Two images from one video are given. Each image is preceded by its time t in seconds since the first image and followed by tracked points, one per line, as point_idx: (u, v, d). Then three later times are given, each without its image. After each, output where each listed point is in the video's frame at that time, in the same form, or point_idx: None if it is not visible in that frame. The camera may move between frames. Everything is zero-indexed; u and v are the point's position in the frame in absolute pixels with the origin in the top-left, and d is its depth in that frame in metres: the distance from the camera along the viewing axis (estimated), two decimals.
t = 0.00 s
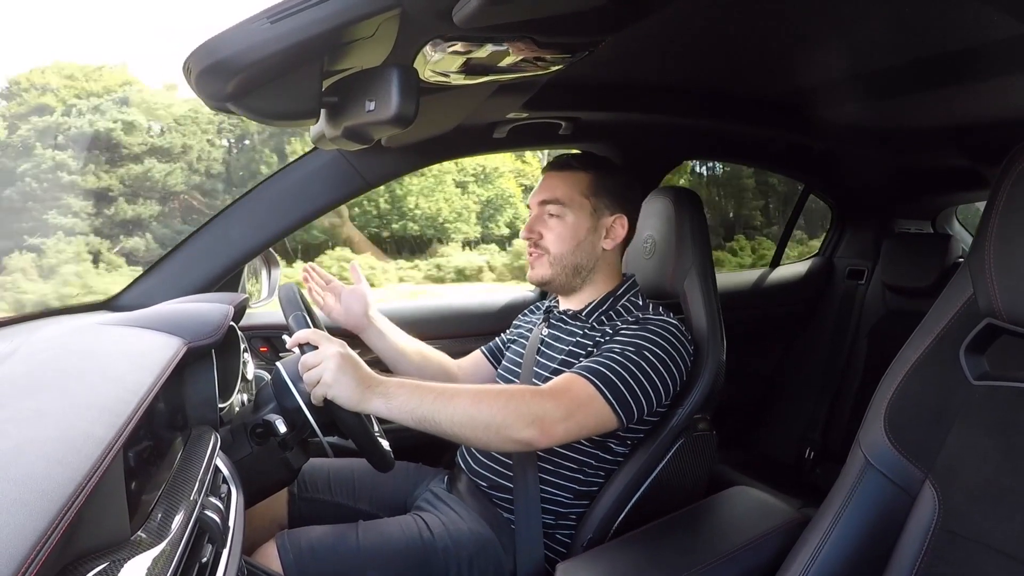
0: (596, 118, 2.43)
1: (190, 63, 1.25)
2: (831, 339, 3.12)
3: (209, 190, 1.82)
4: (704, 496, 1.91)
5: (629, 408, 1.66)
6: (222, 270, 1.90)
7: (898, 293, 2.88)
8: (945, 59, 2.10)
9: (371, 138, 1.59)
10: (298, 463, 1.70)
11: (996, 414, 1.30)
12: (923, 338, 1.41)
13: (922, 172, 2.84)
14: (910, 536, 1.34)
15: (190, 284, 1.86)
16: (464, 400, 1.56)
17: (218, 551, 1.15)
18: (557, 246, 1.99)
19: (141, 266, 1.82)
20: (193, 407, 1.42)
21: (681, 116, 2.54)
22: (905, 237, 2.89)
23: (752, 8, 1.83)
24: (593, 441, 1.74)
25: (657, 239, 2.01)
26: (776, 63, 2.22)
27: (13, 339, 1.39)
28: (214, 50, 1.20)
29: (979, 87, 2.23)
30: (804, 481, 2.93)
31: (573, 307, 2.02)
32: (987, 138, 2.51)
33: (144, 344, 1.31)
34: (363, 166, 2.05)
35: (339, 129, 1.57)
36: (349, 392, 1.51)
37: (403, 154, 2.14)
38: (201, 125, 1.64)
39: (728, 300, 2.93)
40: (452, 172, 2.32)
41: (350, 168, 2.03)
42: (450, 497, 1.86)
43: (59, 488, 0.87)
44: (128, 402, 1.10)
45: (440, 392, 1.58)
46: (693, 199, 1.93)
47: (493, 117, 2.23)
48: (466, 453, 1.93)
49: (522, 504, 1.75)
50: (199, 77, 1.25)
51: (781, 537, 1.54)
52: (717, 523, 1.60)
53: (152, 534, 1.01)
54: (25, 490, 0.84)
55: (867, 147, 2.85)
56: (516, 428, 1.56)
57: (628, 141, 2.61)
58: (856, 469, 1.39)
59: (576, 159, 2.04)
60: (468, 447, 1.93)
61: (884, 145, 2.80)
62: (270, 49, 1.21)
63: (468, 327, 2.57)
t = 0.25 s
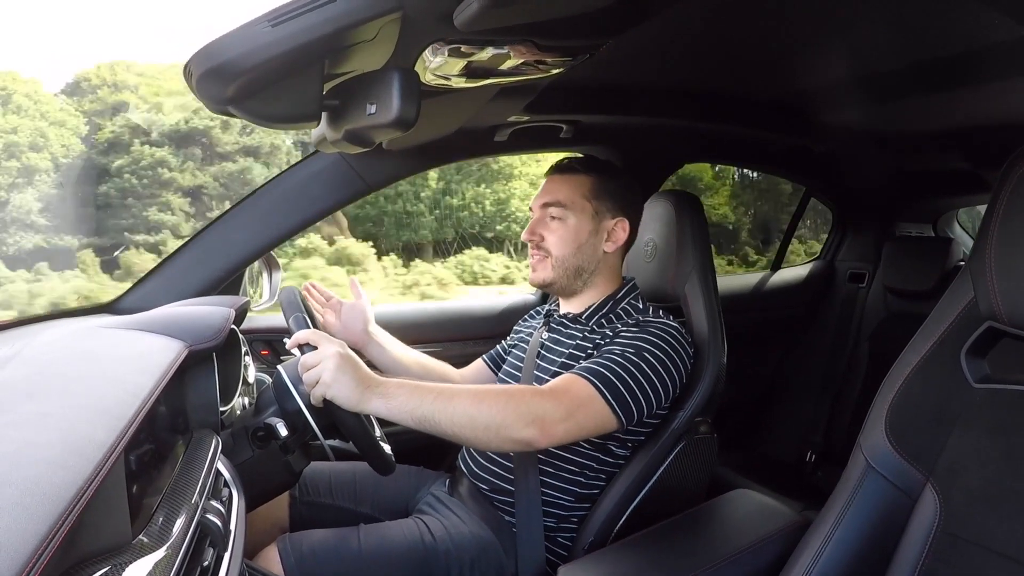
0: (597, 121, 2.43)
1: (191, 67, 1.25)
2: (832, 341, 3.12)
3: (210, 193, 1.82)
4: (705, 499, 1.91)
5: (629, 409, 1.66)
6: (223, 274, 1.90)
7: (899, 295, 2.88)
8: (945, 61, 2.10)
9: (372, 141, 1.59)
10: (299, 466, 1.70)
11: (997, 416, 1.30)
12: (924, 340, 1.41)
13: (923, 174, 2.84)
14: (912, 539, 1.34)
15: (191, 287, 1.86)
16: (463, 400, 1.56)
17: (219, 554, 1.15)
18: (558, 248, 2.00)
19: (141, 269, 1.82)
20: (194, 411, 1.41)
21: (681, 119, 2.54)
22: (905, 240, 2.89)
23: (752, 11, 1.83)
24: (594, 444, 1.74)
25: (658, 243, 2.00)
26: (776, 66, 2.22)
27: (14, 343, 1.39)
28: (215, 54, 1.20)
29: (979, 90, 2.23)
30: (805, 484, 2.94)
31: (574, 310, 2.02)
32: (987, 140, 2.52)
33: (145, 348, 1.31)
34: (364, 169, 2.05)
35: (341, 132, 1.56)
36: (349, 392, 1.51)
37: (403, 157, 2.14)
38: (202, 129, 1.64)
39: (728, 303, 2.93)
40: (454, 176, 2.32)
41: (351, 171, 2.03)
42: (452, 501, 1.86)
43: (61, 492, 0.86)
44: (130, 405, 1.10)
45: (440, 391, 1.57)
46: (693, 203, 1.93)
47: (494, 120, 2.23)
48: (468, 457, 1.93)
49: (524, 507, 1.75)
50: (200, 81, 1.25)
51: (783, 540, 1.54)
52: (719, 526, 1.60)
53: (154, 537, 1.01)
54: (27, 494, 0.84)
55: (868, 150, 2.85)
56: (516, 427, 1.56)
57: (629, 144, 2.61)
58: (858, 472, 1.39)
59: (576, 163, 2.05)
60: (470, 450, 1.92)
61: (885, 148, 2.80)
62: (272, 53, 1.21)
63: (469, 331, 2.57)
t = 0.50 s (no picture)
0: (599, 121, 2.43)
1: (191, 68, 1.25)
2: (833, 340, 3.12)
3: (212, 196, 1.82)
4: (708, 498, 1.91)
5: (631, 407, 1.66)
6: (225, 274, 1.89)
7: (900, 294, 2.89)
8: (946, 60, 2.10)
9: (374, 142, 1.59)
10: (302, 466, 1.70)
11: (1000, 414, 1.30)
12: (926, 338, 1.41)
13: (925, 172, 2.84)
14: (915, 537, 1.34)
15: (193, 288, 1.86)
16: (464, 396, 1.56)
17: (222, 555, 1.15)
18: (561, 245, 2.00)
19: (142, 270, 1.82)
20: (196, 412, 1.41)
21: (683, 118, 2.54)
22: (907, 239, 2.89)
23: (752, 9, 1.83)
24: (597, 443, 1.74)
25: (660, 242, 2.00)
26: (777, 65, 2.22)
27: (16, 344, 1.39)
28: (215, 55, 1.20)
29: (980, 88, 2.23)
30: (807, 483, 2.94)
31: (576, 309, 2.02)
32: (988, 138, 2.51)
33: (148, 348, 1.31)
34: (366, 170, 2.05)
35: (342, 132, 1.56)
36: (349, 388, 1.51)
37: (404, 157, 2.14)
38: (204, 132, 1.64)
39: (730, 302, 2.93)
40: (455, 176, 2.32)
41: (353, 172, 2.03)
42: (455, 501, 1.86)
43: (63, 493, 0.86)
44: (132, 406, 1.10)
45: (441, 388, 1.57)
46: (695, 202, 1.93)
47: (496, 120, 2.23)
48: (470, 457, 1.93)
49: (526, 507, 1.75)
50: (201, 82, 1.25)
51: (786, 539, 1.54)
52: (721, 525, 1.60)
53: (157, 538, 1.01)
54: (29, 495, 0.84)
55: (869, 149, 2.85)
56: (516, 424, 1.55)
57: (630, 143, 2.60)
58: (860, 470, 1.39)
59: (578, 163, 2.05)
60: (473, 450, 1.92)
61: (886, 146, 2.80)
62: (272, 54, 1.21)
63: (471, 331, 2.57)
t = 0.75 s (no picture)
0: (601, 119, 2.43)
1: (195, 66, 1.25)
2: (836, 340, 3.11)
3: (215, 194, 1.82)
4: (709, 498, 1.91)
5: (634, 408, 1.66)
6: (227, 272, 1.90)
7: (903, 293, 2.88)
8: (951, 59, 2.09)
9: (376, 140, 1.59)
10: (304, 465, 1.70)
11: (1003, 415, 1.30)
12: (929, 338, 1.41)
13: (929, 172, 2.83)
14: (917, 538, 1.33)
15: (195, 286, 1.87)
16: (468, 397, 1.56)
17: (224, 553, 1.15)
18: (564, 244, 2.00)
19: (146, 268, 1.82)
20: (199, 410, 1.41)
21: (686, 117, 2.54)
22: (909, 239, 2.88)
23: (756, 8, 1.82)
24: (599, 442, 1.74)
25: (664, 241, 2.00)
26: (781, 64, 2.21)
27: (19, 341, 1.39)
28: (219, 53, 1.20)
29: (986, 87, 2.22)
30: (809, 482, 2.94)
31: (579, 309, 2.02)
32: (992, 138, 2.51)
33: (151, 346, 1.32)
34: (368, 169, 2.05)
35: (344, 131, 1.56)
36: (354, 390, 1.51)
37: (406, 156, 2.14)
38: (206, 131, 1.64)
39: (733, 301, 2.92)
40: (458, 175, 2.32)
41: (355, 170, 2.03)
42: (457, 500, 1.86)
43: (65, 491, 0.87)
44: (134, 404, 1.10)
45: (445, 389, 1.58)
46: (699, 202, 1.92)
47: (498, 118, 2.23)
48: (472, 456, 1.93)
49: (528, 506, 1.75)
50: (204, 80, 1.25)
51: (788, 539, 1.54)
52: (723, 525, 1.59)
53: (159, 536, 1.01)
54: (31, 493, 0.84)
55: (873, 148, 2.84)
56: (521, 426, 1.56)
57: (633, 142, 2.60)
58: (862, 471, 1.39)
59: (581, 162, 2.04)
60: (474, 448, 1.93)
61: (890, 146, 2.79)
62: (275, 52, 1.21)
63: (474, 330, 2.57)
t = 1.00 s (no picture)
0: (602, 121, 2.43)
1: (196, 66, 1.25)
2: (835, 342, 3.11)
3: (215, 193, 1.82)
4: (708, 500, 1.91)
5: (634, 410, 1.66)
6: (227, 271, 1.90)
7: (902, 296, 2.88)
8: (952, 62, 2.09)
9: (377, 140, 1.59)
10: (303, 464, 1.70)
11: (1002, 419, 1.30)
12: (928, 342, 1.41)
13: (929, 175, 2.83)
14: (915, 541, 1.33)
15: (195, 285, 1.87)
16: (468, 401, 1.56)
17: (223, 552, 1.15)
18: (564, 247, 2.00)
19: (145, 267, 1.82)
20: (198, 409, 1.41)
21: (687, 118, 2.54)
22: (909, 242, 2.88)
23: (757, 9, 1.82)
24: (598, 443, 1.74)
25: (663, 243, 2.00)
26: (782, 65, 2.21)
27: (19, 339, 1.39)
28: (221, 52, 1.20)
29: (986, 90, 2.22)
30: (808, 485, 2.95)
31: (579, 311, 2.02)
32: (993, 141, 2.51)
33: (150, 345, 1.32)
34: (369, 168, 2.06)
35: (345, 131, 1.56)
36: (354, 393, 1.51)
37: (407, 156, 2.14)
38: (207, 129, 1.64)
39: (733, 303, 2.92)
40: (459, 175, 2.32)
41: (355, 170, 2.03)
42: (455, 500, 1.86)
43: (64, 490, 0.86)
44: (133, 403, 1.10)
45: (445, 392, 1.57)
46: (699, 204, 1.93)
47: (499, 119, 2.23)
48: (471, 456, 1.93)
49: (527, 507, 1.75)
50: (205, 79, 1.25)
51: (786, 541, 1.54)
52: (722, 526, 1.59)
53: (157, 535, 1.01)
54: (30, 492, 0.84)
55: (873, 151, 2.84)
56: (521, 430, 1.56)
57: (634, 144, 2.60)
58: (860, 473, 1.39)
59: (582, 163, 2.04)
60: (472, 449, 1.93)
61: (891, 148, 2.79)
62: (276, 51, 1.21)
63: (474, 330, 2.57)
